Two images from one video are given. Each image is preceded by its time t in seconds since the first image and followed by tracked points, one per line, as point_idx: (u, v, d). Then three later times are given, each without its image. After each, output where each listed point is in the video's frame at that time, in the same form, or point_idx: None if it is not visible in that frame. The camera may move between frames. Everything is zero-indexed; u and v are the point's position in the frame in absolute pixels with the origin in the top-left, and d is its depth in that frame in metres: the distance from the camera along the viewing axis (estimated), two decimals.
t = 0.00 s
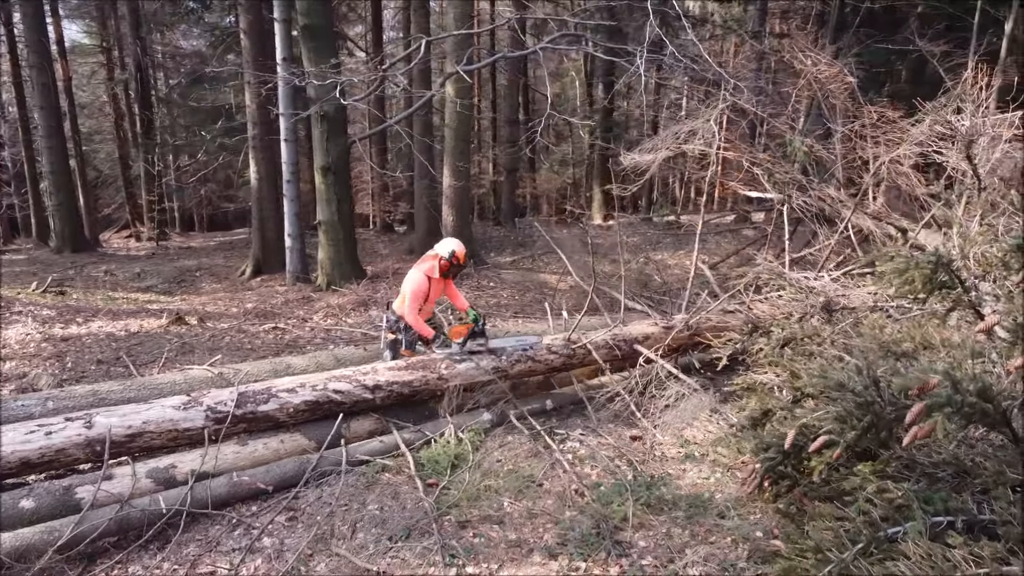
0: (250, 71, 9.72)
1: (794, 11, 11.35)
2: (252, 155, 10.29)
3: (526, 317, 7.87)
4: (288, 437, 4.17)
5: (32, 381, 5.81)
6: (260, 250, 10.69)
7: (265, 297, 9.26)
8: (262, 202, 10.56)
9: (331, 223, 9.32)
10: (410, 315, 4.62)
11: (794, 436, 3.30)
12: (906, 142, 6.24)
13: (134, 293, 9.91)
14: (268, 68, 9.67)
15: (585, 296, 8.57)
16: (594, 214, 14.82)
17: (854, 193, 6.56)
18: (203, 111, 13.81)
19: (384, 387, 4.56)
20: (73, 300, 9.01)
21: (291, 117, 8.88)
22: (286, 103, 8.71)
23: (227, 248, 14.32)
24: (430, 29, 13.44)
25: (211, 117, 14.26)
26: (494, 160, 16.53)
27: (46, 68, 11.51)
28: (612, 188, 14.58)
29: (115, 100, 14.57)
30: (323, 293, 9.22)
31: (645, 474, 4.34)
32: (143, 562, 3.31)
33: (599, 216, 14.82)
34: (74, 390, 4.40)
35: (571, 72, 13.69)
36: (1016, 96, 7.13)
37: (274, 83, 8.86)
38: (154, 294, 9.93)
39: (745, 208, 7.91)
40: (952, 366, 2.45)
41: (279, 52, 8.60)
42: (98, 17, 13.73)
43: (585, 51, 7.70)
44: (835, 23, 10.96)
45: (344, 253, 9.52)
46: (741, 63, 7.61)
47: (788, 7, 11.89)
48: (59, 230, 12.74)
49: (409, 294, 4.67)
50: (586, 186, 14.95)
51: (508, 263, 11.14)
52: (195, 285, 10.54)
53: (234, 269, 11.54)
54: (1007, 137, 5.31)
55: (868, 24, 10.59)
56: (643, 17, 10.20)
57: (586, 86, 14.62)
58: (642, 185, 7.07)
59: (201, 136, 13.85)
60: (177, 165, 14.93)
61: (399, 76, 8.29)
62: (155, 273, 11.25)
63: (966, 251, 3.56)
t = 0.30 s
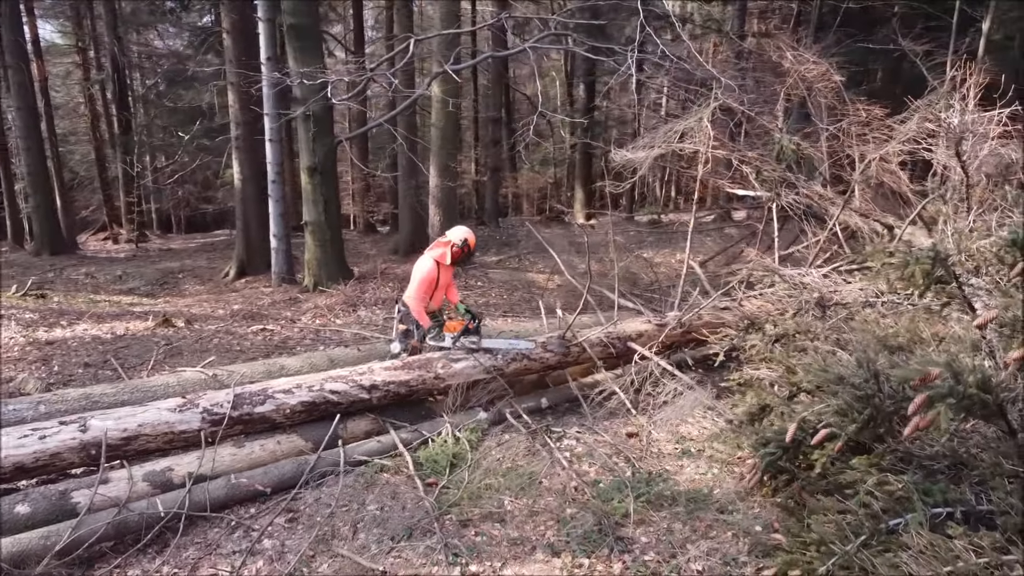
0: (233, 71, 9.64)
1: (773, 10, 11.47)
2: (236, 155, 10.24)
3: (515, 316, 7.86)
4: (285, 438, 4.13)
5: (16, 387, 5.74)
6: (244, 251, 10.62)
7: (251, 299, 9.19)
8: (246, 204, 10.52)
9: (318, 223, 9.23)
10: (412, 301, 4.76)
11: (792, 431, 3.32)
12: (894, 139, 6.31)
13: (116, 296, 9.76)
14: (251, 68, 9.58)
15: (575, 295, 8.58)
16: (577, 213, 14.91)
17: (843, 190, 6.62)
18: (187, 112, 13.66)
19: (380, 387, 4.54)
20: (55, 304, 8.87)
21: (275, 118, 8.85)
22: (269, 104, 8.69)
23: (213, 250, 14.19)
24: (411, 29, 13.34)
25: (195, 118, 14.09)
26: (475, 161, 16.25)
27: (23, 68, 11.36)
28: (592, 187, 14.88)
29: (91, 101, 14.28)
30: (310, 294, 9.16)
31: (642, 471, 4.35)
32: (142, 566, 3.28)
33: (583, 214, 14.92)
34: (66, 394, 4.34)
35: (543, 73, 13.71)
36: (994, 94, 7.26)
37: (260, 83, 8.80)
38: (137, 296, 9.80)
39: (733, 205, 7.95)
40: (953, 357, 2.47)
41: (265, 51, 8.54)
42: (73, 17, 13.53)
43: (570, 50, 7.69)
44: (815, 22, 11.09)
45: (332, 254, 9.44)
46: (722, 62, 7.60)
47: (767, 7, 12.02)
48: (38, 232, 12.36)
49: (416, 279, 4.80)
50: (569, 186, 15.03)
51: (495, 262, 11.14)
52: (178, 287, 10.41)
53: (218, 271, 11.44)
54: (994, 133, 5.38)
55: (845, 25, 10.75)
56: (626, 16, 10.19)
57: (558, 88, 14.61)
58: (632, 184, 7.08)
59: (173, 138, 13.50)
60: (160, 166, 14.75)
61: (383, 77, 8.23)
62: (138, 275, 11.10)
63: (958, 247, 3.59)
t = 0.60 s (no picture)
0: (211, 71, 9.51)
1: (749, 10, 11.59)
2: (213, 155, 10.09)
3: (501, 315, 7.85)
4: (278, 440, 4.08)
5: None
6: (222, 253, 10.49)
7: (232, 300, 9.07)
8: (224, 205, 10.42)
9: (300, 224, 9.16)
10: (406, 291, 4.83)
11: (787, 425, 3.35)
12: (877, 136, 6.40)
13: (93, 299, 9.57)
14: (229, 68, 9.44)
15: (562, 292, 8.61)
16: (556, 212, 15.13)
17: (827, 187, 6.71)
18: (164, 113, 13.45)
19: (374, 387, 4.52)
20: (32, 308, 8.69)
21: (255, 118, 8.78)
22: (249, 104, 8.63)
23: (194, 252, 14.00)
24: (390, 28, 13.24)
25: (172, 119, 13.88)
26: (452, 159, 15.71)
27: None
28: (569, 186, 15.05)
29: (60, 102, 13.93)
30: (293, 295, 9.07)
31: (637, 467, 4.36)
32: (137, 572, 3.23)
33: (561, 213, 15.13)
34: (53, 399, 4.24)
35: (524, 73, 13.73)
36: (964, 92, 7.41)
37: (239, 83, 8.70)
38: (115, 299, 9.62)
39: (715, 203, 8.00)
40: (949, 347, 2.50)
41: (243, 50, 8.45)
42: (41, 16, 13.21)
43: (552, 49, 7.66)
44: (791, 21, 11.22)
45: (314, 255, 9.37)
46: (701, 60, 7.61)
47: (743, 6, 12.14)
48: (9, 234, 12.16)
49: (411, 271, 4.86)
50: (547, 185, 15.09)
51: (477, 262, 11.11)
52: (155, 290, 10.23)
53: (196, 273, 11.28)
54: (975, 129, 5.48)
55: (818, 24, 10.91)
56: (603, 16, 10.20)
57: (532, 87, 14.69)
58: (620, 184, 7.09)
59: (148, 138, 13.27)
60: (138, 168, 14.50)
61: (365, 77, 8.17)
62: (114, 279, 10.90)
63: (945, 242, 3.62)
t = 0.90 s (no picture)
0: (184, 72, 9.34)
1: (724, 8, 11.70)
2: (188, 156, 9.94)
3: (484, 314, 7.84)
4: (268, 443, 4.03)
5: None
6: (197, 255, 10.33)
7: (209, 303, 8.91)
8: (199, 207, 10.30)
9: (279, 226, 9.03)
10: (395, 294, 4.79)
11: (779, 418, 3.38)
12: (857, 132, 6.50)
13: (65, 303, 9.34)
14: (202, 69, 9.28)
15: (545, 290, 8.62)
16: (529, 212, 15.24)
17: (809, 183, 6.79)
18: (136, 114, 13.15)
19: (364, 388, 4.49)
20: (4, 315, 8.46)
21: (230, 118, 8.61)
22: (225, 104, 8.46)
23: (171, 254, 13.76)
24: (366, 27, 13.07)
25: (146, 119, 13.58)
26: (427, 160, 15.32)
27: None
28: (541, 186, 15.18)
29: (24, 104, 13.53)
30: (272, 297, 8.94)
31: (629, 463, 4.38)
32: None
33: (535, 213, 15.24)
34: (37, 405, 4.15)
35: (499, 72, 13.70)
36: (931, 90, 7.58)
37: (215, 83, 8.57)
38: (87, 304, 9.40)
39: (695, 200, 8.05)
40: (940, 339, 2.52)
41: (219, 51, 8.31)
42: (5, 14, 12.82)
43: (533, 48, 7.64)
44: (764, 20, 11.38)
45: (294, 256, 9.26)
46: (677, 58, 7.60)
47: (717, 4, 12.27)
48: None
49: (397, 275, 4.84)
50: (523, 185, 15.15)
51: (456, 262, 11.05)
52: (129, 293, 10.00)
53: (170, 276, 11.09)
54: (951, 125, 5.61)
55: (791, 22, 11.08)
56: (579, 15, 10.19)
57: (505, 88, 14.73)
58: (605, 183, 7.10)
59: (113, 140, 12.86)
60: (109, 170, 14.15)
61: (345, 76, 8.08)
62: (86, 283, 10.64)
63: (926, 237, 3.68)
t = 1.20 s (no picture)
0: (150, 73, 9.11)
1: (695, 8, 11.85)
2: (155, 159, 9.72)
3: (463, 314, 7.81)
4: (255, 448, 3.97)
5: None
6: (166, 257, 10.11)
7: (181, 308, 8.72)
8: (167, 209, 10.09)
9: (251, 226, 8.85)
10: (377, 300, 4.77)
11: (765, 412, 3.43)
12: (830, 131, 6.63)
13: (30, 310, 9.05)
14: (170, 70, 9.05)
15: (522, 288, 8.65)
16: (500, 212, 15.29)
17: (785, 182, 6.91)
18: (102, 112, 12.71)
19: (350, 391, 4.46)
20: None
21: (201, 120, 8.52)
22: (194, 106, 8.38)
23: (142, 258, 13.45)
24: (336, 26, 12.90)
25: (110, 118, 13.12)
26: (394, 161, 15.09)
27: None
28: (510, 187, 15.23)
29: None
30: (246, 301, 8.77)
31: (615, 460, 4.41)
32: None
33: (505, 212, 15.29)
34: (15, 414, 4.04)
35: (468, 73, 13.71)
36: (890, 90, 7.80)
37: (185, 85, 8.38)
38: (53, 310, 9.12)
39: (670, 199, 8.11)
40: (922, 332, 2.57)
41: (188, 51, 8.12)
42: None
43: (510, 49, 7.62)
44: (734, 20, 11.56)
45: (267, 258, 9.09)
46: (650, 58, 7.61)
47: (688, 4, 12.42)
48: None
49: (378, 280, 4.80)
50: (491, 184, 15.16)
51: (431, 262, 10.99)
52: (96, 299, 9.73)
53: (139, 281, 10.83)
54: (922, 123, 5.76)
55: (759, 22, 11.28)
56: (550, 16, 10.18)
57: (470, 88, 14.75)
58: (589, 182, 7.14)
59: (77, 142, 12.49)
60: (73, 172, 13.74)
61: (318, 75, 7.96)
62: (52, 289, 10.33)
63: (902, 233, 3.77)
